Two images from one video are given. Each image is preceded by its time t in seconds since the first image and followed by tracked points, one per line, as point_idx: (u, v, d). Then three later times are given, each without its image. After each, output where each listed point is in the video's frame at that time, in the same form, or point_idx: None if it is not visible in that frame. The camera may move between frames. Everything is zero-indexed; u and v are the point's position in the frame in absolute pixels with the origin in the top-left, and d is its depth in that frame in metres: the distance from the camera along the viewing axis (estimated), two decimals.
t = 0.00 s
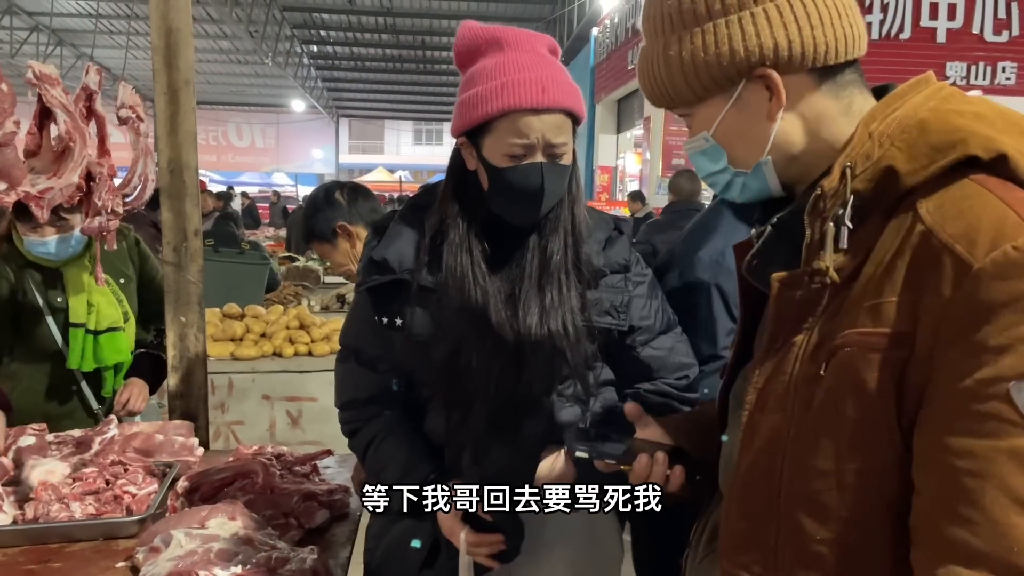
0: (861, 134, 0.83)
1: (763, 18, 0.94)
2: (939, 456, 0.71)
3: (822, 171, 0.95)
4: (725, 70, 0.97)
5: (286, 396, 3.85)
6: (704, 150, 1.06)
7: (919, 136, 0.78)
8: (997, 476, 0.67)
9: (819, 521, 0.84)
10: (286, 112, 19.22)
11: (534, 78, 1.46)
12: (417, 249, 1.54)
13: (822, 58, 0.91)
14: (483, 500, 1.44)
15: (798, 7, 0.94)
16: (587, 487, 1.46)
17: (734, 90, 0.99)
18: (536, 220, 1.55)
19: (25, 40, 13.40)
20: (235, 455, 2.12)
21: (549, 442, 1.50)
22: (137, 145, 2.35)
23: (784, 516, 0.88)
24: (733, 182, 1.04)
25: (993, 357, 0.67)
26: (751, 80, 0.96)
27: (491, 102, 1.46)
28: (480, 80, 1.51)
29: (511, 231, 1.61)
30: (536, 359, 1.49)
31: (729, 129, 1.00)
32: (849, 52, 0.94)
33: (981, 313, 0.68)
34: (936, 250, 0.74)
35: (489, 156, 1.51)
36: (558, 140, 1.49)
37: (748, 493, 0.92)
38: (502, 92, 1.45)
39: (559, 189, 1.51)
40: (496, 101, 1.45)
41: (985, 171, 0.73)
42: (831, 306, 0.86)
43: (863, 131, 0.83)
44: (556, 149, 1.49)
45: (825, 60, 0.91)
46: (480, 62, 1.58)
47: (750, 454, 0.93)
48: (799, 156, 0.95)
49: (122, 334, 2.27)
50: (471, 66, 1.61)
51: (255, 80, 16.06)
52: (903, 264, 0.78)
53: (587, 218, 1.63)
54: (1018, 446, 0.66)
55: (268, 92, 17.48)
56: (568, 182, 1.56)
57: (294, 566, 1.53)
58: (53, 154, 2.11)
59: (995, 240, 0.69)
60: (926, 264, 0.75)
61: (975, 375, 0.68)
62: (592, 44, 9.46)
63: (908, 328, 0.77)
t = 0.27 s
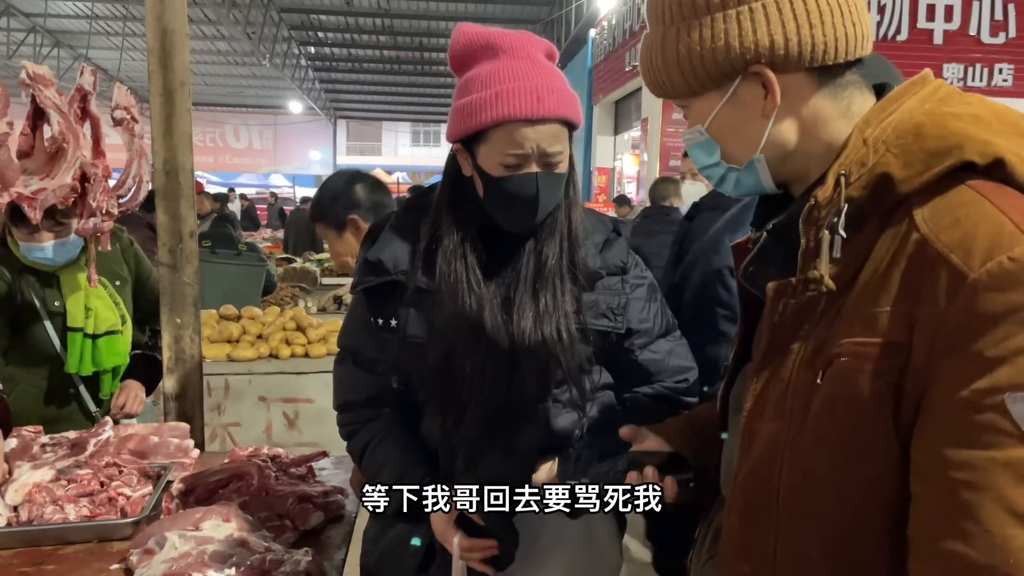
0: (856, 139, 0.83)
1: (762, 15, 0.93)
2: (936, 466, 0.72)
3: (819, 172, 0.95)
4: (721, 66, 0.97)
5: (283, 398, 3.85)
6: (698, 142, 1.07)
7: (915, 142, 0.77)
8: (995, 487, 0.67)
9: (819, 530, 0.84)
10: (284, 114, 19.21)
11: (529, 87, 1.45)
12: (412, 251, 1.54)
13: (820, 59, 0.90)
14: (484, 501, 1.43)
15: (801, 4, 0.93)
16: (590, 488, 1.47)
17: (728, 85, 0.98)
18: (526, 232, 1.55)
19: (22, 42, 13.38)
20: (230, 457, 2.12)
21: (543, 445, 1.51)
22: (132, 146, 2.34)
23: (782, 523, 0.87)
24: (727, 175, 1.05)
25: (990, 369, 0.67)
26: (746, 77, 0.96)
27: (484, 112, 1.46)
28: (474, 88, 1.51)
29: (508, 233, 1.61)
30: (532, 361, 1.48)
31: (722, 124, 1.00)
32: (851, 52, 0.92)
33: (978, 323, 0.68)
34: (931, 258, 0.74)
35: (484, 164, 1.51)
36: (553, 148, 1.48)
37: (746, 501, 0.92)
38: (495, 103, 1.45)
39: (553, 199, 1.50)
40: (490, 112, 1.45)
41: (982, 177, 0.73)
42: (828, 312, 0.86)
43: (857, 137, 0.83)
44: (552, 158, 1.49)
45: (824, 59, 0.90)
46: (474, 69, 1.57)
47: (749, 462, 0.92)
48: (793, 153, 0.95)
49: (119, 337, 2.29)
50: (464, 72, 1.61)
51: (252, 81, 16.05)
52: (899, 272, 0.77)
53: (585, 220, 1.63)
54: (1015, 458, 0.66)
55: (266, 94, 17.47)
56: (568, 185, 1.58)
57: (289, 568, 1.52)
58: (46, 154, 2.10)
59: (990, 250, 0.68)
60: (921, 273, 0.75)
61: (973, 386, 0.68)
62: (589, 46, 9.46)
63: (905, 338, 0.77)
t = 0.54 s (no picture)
0: (853, 147, 0.82)
1: (752, 23, 0.93)
2: (941, 479, 0.71)
3: (816, 177, 0.95)
4: (715, 77, 0.97)
5: (279, 400, 3.84)
6: (696, 156, 1.05)
7: (914, 147, 0.77)
8: (998, 500, 0.67)
9: (826, 541, 0.83)
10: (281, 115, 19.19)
11: (526, 68, 1.46)
12: (412, 252, 1.54)
13: (814, 63, 0.91)
14: (484, 497, 1.43)
15: (791, 7, 0.94)
16: (591, 488, 1.48)
17: (724, 97, 0.98)
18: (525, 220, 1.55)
19: (17, 43, 13.35)
20: (226, 459, 2.11)
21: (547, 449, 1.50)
22: (127, 147, 2.33)
23: (788, 536, 0.87)
24: (728, 187, 1.04)
25: (993, 381, 0.67)
26: (741, 87, 0.96)
27: (481, 94, 1.46)
28: (469, 76, 1.51)
29: (502, 234, 1.61)
30: (531, 362, 1.47)
31: (720, 136, 1.00)
32: (844, 54, 0.93)
33: (982, 335, 0.68)
34: (932, 268, 0.74)
35: (481, 150, 1.51)
36: (551, 128, 1.48)
37: (751, 515, 0.92)
38: (492, 84, 1.45)
39: (553, 180, 1.51)
40: (487, 93, 1.45)
41: (983, 182, 0.73)
42: (833, 321, 0.87)
43: (855, 144, 0.83)
44: (550, 138, 1.50)
45: (818, 63, 0.91)
46: (469, 58, 1.57)
47: (753, 476, 0.92)
48: (794, 160, 0.94)
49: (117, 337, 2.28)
50: (459, 63, 1.61)
51: (248, 82, 16.02)
52: (900, 283, 0.78)
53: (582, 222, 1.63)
54: (1019, 471, 0.66)
55: (262, 95, 17.45)
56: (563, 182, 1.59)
57: (285, 570, 1.52)
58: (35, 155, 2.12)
59: (992, 261, 0.68)
60: (925, 285, 0.75)
61: (977, 399, 0.68)
62: (586, 47, 9.46)
63: (907, 349, 0.77)
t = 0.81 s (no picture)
0: (842, 153, 0.82)
1: (738, 31, 0.93)
2: (942, 491, 0.71)
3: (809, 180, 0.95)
4: (703, 87, 0.97)
5: (274, 402, 3.83)
6: (689, 169, 1.06)
7: (906, 152, 0.77)
8: (999, 511, 0.67)
9: (831, 553, 0.83)
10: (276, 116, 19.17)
11: (519, 66, 1.45)
12: (408, 251, 1.54)
13: (804, 68, 0.91)
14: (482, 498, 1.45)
15: (778, 13, 0.94)
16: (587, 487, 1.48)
17: (714, 106, 0.98)
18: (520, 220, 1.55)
19: (12, 44, 13.32)
20: (220, 461, 2.11)
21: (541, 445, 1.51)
22: (121, 148, 2.33)
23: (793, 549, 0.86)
24: (724, 198, 1.04)
25: (989, 390, 0.67)
26: (730, 95, 0.96)
27: (475, 91, 1.45)
28: (463, 73, 1.50)
29: (495, 233, 1.61)
30: (528, 361, 1.47)
31: (714, 146, 0.99)
32: (832, 56, 0.93)
33: (977, 344, 0.68)
34: (926, 277, 0.74)
35: (475, 149, 1.51)
36: (544, 127, 1.48)
37: (754, 524, 0.91)
38: (486, 81, 1.44)
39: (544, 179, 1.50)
40: (480, 89, 1.44)
41: (976, 186, 0.72)
42: (828, 330, 0.87)
43: (844, 151, 0.82)
44: (542, 137, 1.49)
45: (807, 67, 0.91)
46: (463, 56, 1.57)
47: (755, 489, 0.92)
48: (790, 168, 0.94)
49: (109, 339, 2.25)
50: (453, 61, 1.61)
51: (243, 83, 16.00)
52: (894, 292, 0.78)
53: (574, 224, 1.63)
54: (1019, 482, 0.66)
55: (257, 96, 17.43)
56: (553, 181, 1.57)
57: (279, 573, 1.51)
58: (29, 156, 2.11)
59: (986, 268, 0.68)
60: (919, 293, 0.75)
61: (974, 409, 0.68)
62: (581, 49, 9.46)
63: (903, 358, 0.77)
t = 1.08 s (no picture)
0: (829, 161, 0.80)
1: (749, 14, 0.91)
2: (929, 509, 0.70)
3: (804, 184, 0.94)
4: (705, 67, 0.94)
5: (267, 403, 3.81)
6: (680, 150, 1.05)
7: (895, 160, 0.76)
8: (987, 531, 0.66)
9: (819, 566, 0.82)
10: (270, 117, 19.14)
11: (509, 75, 1.44)
12: (399, 253, 1.53)
13: (809, 64, 0.89)
14: (472, 499, 1.44)
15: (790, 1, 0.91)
16: (576, 489, 1.48)
17: (712, 88, 0.96)
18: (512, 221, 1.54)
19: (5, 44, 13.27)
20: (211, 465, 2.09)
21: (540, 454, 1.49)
22: (111, 149, 2.30)
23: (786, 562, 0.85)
24: (709, 186, 1.04)
25: (979, 407, 0.66)
26: (730, 80, 0.95)
27: (465, 99, 1.44)
28: (452, 79, 1.49)
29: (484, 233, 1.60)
30: (514, 363, 1.45)
31: (705, 130, 0.99)
32: (841, 58, 0.91)
33: (966, 358, 0.67)
34: (915, 290, 0.72)
35: (465, 158, 1.50)
36: (532, 139, 1.47)
37: (750, 533, 0.91)
38: (477, 90, 1.43)
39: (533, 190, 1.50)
40: (470, 99, 1.43)
41: (967, 195, 0.71)
42: (817, 344, 0.86)
43: (831, 160, 0.80)
44: (531, 148, 1.48)
45: (813, 64, 0.89)
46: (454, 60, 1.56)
47: (749, 503, 0.91)
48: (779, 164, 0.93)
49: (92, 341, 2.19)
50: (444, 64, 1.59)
51: (237, 83, 15.97)
52: (884, 304, 0.76)
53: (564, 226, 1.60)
54: (1009, 501, 0.64)
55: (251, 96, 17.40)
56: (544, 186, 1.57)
57: None
58: (23, 158, 2.07)
59: (974, 280, 0.67)
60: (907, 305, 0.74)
61: (962, 425, 0.67)
62: (576, 50, 9.47)
63: (889, 372, 0.76)
